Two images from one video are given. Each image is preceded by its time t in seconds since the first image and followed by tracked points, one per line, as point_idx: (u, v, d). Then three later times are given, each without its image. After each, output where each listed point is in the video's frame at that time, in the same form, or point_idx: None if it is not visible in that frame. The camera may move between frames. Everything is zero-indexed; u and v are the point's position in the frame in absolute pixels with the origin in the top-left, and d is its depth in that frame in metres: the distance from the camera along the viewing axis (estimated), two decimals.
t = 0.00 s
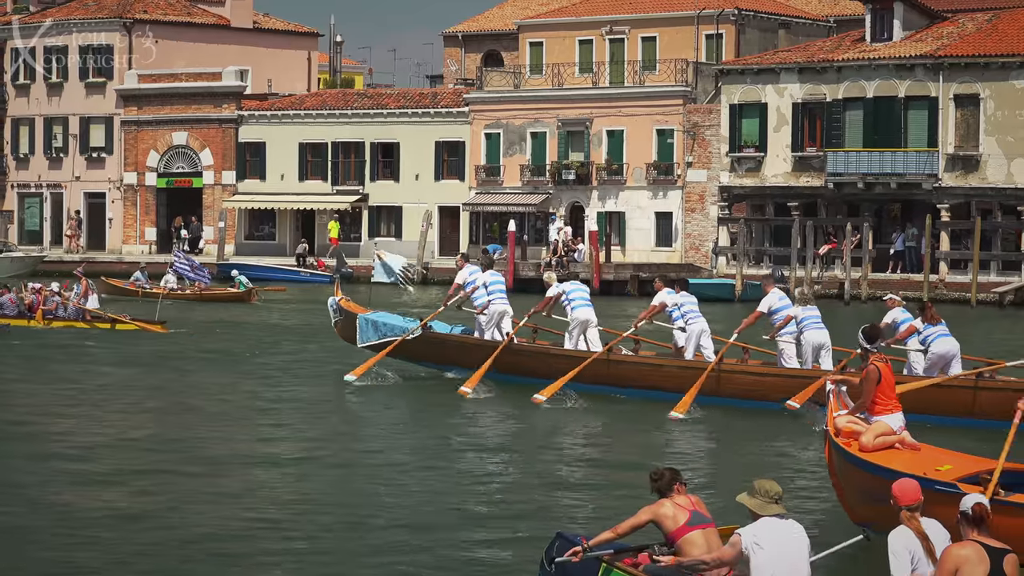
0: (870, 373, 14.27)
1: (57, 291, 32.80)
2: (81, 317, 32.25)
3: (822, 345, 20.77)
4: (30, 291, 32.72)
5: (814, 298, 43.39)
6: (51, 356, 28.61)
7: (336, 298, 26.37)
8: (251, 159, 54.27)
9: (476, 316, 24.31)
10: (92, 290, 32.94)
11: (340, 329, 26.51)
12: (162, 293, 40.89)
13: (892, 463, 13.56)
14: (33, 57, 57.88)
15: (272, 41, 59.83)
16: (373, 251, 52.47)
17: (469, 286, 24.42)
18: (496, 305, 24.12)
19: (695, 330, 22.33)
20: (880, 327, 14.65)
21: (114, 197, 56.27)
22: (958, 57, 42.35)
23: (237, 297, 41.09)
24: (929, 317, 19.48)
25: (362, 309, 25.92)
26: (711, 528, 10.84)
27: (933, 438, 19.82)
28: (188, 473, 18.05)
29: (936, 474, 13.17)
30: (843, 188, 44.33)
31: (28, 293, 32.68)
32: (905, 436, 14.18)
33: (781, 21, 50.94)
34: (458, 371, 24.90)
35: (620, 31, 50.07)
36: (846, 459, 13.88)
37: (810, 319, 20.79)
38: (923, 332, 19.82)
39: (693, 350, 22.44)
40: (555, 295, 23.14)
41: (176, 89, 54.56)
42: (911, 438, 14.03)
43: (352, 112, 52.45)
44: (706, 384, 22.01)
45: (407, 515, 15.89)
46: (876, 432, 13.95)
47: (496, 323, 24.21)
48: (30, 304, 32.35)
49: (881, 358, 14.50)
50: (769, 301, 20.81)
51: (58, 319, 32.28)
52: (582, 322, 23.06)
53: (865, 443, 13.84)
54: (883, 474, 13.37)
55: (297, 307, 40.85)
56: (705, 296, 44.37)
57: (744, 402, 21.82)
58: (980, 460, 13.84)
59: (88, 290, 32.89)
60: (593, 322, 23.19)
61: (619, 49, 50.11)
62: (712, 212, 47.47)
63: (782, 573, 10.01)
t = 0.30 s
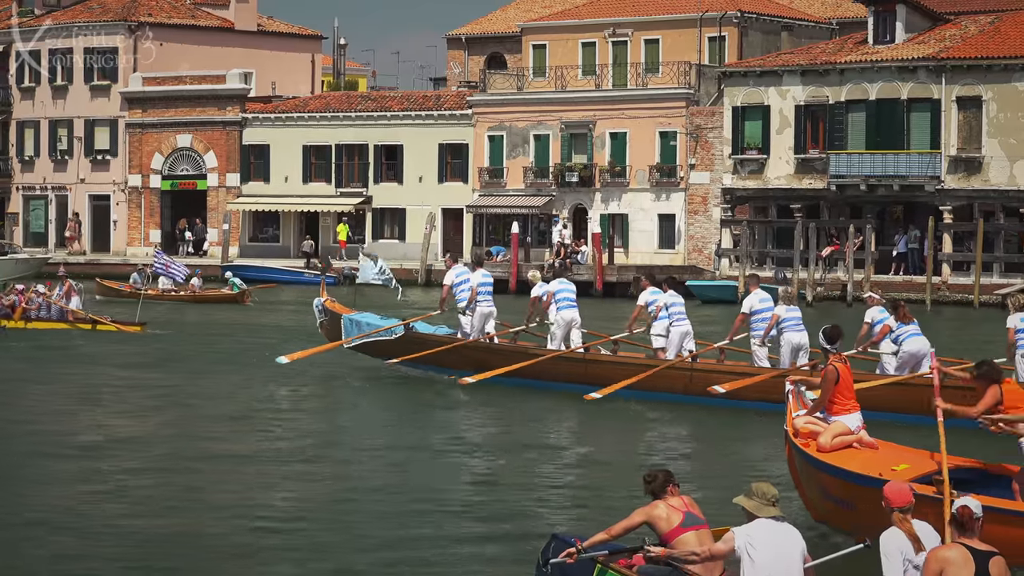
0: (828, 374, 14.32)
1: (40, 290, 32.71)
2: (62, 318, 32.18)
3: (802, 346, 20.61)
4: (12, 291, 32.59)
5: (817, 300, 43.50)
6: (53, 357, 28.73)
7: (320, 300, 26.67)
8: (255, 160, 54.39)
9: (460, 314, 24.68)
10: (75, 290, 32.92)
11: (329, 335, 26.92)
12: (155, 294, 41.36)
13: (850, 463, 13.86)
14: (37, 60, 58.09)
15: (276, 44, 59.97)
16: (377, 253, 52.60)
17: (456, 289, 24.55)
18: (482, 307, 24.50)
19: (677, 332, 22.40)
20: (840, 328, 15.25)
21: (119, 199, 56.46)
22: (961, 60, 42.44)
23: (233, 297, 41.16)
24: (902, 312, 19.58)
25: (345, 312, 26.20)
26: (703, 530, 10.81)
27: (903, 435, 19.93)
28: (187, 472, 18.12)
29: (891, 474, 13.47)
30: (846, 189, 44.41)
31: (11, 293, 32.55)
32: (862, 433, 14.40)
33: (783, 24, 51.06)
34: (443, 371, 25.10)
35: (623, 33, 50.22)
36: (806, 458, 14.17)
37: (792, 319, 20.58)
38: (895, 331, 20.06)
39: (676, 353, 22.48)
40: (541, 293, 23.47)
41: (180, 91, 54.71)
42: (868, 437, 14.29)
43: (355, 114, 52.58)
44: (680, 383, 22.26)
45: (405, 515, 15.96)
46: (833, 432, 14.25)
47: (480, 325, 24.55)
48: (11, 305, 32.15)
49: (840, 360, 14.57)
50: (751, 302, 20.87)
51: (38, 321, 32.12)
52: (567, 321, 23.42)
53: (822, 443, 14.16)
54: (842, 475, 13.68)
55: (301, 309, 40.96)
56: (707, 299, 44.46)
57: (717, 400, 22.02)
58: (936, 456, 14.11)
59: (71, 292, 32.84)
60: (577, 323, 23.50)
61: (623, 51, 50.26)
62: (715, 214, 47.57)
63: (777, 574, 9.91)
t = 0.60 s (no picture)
0: (786, 374, 14.61)
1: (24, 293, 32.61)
2: (48, 321, 31.99)
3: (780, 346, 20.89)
4: None
5: (820, 302, 43.61)
6: (56, 359, 28.95)
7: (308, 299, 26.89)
8: (260, 164, 54.61)
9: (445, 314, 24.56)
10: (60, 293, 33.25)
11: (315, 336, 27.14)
12: (152, 297, 41.83)
13: (805, 463, 13.99)
14: (43, 63, 58.29)
15: (281, 47, 60.12)
16: (381, 256, 52.79)
17: (445, 289, 24.16)
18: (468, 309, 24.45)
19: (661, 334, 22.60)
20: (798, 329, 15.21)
21: (125, 202, 56.62)
22: (964, 63, 42.55)
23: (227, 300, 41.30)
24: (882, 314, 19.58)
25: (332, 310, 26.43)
26: (699, 530, 10.97)
27: (864, 434, 20.19)
28: (190, 474, 18.23)
29: (845, 471, 13.62)
30: (849, 193, 44.55)
31: None
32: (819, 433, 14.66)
33: (787, 27, 51.19)
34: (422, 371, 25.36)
35: (626, 37, 50.36)
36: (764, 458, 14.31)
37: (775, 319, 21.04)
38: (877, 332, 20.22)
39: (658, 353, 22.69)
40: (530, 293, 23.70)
41: (185, 94, 54.88)
42: (825, 436, 14.58)
43: (359, 117, 52.75)
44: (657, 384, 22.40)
45: (404, 516, 16.03)
46: (791, 431, 14.55)
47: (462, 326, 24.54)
48: None
49: (799, 360, 14.86)
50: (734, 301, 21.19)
51: (20, 322, 31.90)
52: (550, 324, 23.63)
53: (780, 443, 14.41)
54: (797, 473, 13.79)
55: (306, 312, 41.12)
56: (710, 301, 44.56)
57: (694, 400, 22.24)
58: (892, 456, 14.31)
59: (54, 295, 33.20)
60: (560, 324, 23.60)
61: (626, 55, 50.40)
62: (719, 218, 47.70)
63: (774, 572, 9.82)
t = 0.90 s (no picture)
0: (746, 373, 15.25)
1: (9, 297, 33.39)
2: (33, 322, 32.84)
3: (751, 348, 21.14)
4: None
5: (824, 305, 43.67)
6: (61, 361, 29.14)
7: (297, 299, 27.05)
8: (266, 166, 54.74)
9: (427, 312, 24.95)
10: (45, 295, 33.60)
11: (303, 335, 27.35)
12: (145, 298, 42.47)
13: (762, 458, 14.39)
14: (49, 66, 58.47)
15: (287, 51, 60.25)
16: (386, 259, 52.91)
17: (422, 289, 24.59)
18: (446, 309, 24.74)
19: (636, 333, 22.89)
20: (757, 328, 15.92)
21: (131, 205, 56.73)
22: (968, 67, 42.60)
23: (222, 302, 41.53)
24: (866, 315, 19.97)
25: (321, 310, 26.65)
26: (695, 529, 11.05)
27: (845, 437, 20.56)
28: (194, 473, 18.35)
29: (800, 466, 14.04)
30: (853, 197, 44.62)
31: None
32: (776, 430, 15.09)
33: (791, 31, 51.26)
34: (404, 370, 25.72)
35: (631, 40, 50.51)
36: (723, 454, 14.69)
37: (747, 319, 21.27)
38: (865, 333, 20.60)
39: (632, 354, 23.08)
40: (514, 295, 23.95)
41: (192, 97, 55.02)
42: (783, 433, 15.02)
43: (365, 120, 52.88)
44: (638, 384, 22.85)
45: (407, 515, 16.15)
46: (749, 427, 14.95)
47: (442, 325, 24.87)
48: None
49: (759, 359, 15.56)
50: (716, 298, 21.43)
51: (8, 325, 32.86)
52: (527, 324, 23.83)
53: (739, 438, 14.80)
54: (755, 469, 14.17)
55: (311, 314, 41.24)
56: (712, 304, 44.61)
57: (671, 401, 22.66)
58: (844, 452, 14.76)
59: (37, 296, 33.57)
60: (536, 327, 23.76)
61: (631, 58, 50.54)
62: (723, 221, 47.78)
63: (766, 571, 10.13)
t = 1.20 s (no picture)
0: (710, 371, 15.37)
1: None
2: (15, 322, 32.86)
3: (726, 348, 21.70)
4: None
5: (829, 308, 43.80)
6: (68, 364, 29.26)
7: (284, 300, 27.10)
8: (271, 169, 54.86)
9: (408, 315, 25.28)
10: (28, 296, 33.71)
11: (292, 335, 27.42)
12: (140, 300, 42.69)
13: (722, 452, 14.87)
14: (55, 69, 58.61)
15: (292, 53, 60.36)
16: (390, 261, 53.01)
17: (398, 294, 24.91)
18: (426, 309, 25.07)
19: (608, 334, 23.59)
20: (721, 324, 15.75)
21: (136, 207, 56.83)
22: (973, 70, 42.69)
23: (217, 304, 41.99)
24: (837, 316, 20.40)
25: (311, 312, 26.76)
26: (692, 529, 10.96)
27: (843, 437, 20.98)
28: (201, 479, 18.47)
29: (758, 461, 14.55)
30: (858, 199, 44.74)
31: None
32: (737, 427, 15.58)
33: (797, 33, 51.40)
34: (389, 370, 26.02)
35: (637, 43, 50.64)
36: (685, 448, 15.18)
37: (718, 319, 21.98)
38: (830, 332, 20.91)
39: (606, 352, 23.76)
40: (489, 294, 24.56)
41: (197, 99, 55.10)
42: (742, 430, 15.49)
43: (370, 122, 52.99)
44: (623, 385, 23.47)
45: (426, 521, 16.31)
46: (709, 423, 15.47)
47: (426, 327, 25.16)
48: None
49: (722, 356, 15.60)
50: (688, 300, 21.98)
51: None
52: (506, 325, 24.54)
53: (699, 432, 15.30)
54: (714, 463, 14.67)
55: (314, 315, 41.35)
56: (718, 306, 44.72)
57: (653, 401, 23.34)
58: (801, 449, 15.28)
59: (23, 296, 33.65)
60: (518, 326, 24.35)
61: (636, 61, 50.69)
62: (728, 223, 47.90)
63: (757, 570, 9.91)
